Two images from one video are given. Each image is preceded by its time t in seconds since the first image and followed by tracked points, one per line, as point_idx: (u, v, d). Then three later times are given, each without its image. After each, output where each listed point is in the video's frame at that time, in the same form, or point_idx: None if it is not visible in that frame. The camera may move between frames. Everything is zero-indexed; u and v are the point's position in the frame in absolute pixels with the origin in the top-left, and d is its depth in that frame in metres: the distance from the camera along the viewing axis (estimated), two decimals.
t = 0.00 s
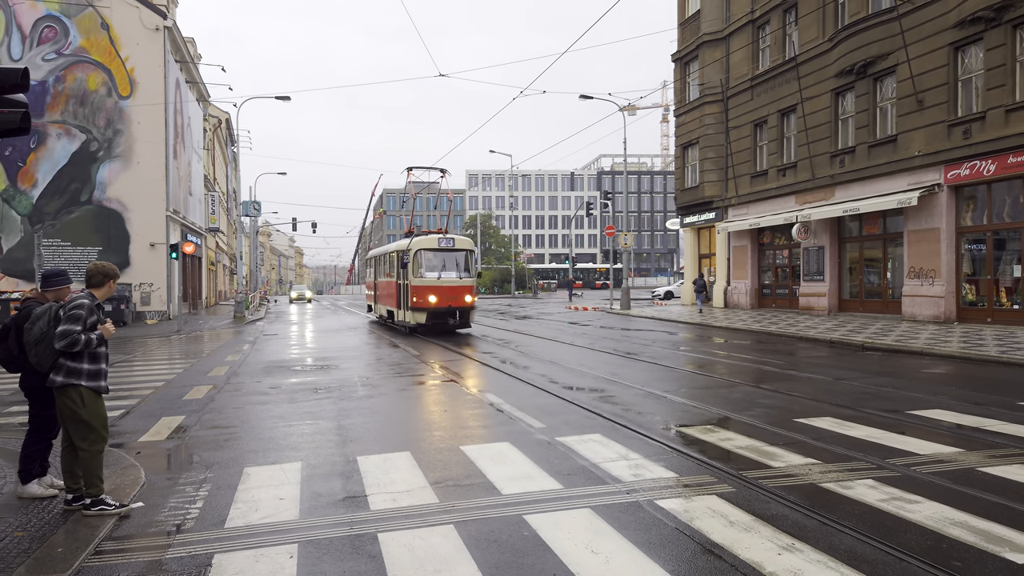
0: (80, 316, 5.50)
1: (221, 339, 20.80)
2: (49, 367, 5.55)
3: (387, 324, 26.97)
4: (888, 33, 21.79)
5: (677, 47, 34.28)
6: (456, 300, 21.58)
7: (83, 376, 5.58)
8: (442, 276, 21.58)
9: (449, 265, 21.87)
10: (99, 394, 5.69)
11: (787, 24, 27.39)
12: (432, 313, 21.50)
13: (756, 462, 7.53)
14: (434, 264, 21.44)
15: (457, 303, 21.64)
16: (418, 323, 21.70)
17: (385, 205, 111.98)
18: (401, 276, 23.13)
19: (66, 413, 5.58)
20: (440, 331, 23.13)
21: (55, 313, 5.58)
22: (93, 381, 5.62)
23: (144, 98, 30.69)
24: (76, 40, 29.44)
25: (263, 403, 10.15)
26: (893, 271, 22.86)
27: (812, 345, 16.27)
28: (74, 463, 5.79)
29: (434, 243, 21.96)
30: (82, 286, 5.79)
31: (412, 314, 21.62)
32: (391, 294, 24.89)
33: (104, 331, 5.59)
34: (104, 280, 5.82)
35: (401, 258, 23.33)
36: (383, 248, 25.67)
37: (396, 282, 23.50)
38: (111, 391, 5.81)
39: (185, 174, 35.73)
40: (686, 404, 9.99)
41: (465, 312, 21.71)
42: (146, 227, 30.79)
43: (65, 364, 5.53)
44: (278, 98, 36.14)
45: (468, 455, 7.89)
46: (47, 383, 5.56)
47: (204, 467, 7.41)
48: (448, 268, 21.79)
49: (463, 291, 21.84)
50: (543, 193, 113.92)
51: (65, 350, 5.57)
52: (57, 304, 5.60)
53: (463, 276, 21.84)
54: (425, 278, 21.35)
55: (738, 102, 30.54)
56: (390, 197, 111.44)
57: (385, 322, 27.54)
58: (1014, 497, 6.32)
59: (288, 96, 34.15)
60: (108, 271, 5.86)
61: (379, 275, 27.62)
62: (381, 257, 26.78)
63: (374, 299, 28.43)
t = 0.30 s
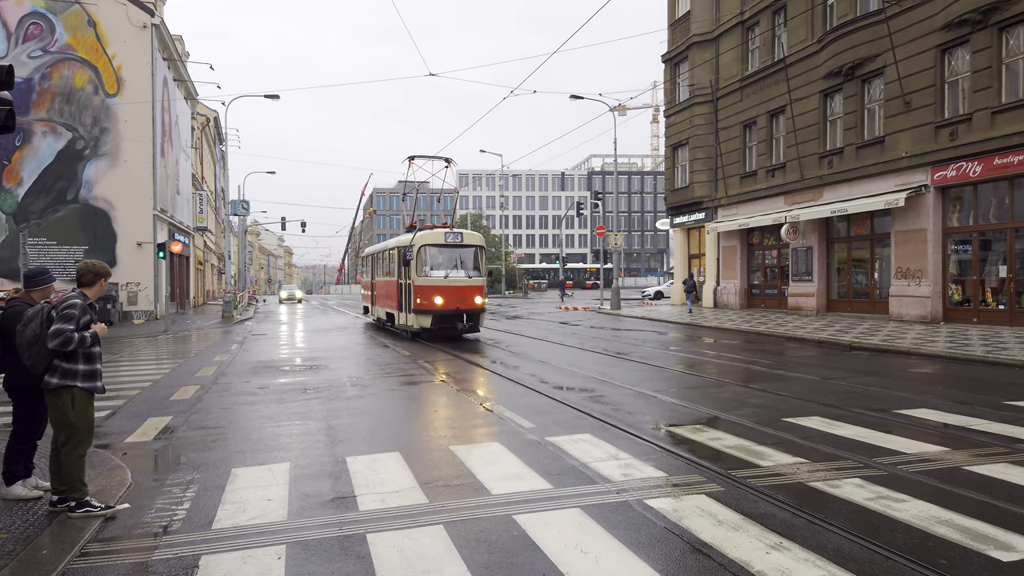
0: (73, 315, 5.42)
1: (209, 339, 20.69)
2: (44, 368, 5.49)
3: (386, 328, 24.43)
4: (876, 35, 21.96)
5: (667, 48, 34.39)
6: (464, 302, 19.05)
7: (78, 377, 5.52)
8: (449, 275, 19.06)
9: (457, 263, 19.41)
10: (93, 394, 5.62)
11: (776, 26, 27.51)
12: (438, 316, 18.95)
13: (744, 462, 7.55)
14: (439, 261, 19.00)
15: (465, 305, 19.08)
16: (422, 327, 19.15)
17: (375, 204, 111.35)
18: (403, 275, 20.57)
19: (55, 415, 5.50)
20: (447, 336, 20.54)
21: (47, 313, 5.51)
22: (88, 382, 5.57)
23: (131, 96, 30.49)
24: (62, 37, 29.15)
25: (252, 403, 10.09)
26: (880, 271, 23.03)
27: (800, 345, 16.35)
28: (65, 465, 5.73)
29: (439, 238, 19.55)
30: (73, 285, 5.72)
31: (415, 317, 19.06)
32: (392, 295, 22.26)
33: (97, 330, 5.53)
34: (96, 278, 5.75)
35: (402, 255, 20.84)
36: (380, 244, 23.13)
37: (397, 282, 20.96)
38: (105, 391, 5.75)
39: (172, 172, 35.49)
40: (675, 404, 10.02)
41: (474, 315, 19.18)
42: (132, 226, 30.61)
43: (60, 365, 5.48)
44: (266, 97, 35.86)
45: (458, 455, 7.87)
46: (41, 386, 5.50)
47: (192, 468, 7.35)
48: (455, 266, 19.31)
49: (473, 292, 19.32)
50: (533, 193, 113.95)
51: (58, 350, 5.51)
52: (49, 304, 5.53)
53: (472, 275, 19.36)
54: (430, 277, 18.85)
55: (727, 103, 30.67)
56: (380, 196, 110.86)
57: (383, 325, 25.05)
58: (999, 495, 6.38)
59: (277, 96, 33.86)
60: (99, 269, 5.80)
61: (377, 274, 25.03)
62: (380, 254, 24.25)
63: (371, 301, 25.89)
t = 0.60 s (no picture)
0: (62, 316, 5.33)
1: (195, 339, 20.55)
2: (34, 370, 5.44)
3: (384, 332, 21.93)
4: (861, 37, 22.14)
5: (655, 48, 34.48)
6: (476, 305, 16.62)
7: (69, 379, 5.50)
8: (459, 273, 16.62)
9: (467, 260, 16.97)
10: (84, 395, 5.60)
11: (763, 28, 27.65)
12: (445, 321, 16.47)
13: (731, 461, 7.59)
14: (447, 258, 16.61)
15: (476, 307, 16.64)
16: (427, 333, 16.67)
17: (361, 203, 110.23)
18: (405, 273, 18.04)
19: (44, 417, 5.46)
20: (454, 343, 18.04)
21: (35, 314, 5.41)
22: (79, 383, 5.54)
23: (116, 94, 30.24)
24: (46, 35, 28.86)
25: (238, 404, 10.03)
26: (865, 271, 23.22)
27: (786, 345, 16.45)
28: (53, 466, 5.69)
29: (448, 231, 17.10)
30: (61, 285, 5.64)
31: (419, 322, 16.57)
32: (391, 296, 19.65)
33: (87, 331, 5.46)
34: (84, 278, 5.67)
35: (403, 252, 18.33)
36: (380, 239, 20.55)
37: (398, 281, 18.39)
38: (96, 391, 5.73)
39: (157, 171, 35.19)
40: (662, 403, 10.05)
41: (486, 319, 16.78)
42: (117, 225, 30.35)
43: (50, 367, 5.45)
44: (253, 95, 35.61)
45: (445, 455, 7.85)
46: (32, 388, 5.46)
47: (177, 469, 7.29)
48: (465, 263, 16.85)
49: (485, 293, 16.90)
50: (522, 193, 113.99)
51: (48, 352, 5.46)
52: (36, 305, 5.43)
53: (484, 273, 16.92)
54: (437, 276, 16.40)
55: (715, 104, 30.79)
56: (367, 194, 109.77)
57: (378, 328, 22.59)
58: (981, 493, 6.44)
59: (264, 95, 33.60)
60: (88, 268, 5.70)
61: (373, 272, 22.40)
62: (377, 250, 21.64)
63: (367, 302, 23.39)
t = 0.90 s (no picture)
0: (45, 319, 5.23)
1: (177, 339, 20.33)
2: (17, 374, 5.34)
3: (383, 339, 19.98)
4: (843, 40, 22.39)
5: (640, 49, 34.62)
6: (492, 308, 14.75)
7: (54, 382, 5.41)
8: (472, 272, 14.73)
9: (480, 257, 15.06)
10: (69, 399, 5.52)
11: (747, 29, 27.85)
12: (457, 326, 14.58)
13: (716, 460, 7.62)
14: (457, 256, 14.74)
15: (491, 311, 14.76)
16: (435, 340, 14.76)
17: (347, 203, 109.76)
18: (409, 273, 16.03)
19: (26, 421, 5.35)
20: (464, 352, 16.10)
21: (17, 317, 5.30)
22: (64, 386, 5.46)
23: (97, 92, 29.87)
24: (24, 31, 28.45)
25: (221, 405, 9.93)
26: (848, 271, 23.47)
27: (771, 344, 16.57)
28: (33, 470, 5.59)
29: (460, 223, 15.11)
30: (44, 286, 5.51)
31: (427, 328, 14.64)
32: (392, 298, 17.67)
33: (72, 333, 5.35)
34: (69, 278, 5.55)
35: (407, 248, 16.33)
36: (380, 234, 18.44)
37: (401, 282, 16.42)
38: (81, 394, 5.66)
39: (138, 170, 34.76)
40: (648, 403, 10.08)
41: (502, 324, 14.89)
42: (97, 224, 29.98)
43: (35, 370, 5.36)
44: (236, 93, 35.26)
45: (431, 456, 7.82)
46: (15, 392, 5.36)
47: (158, 471, 7.20)
48: (479, 260, 14.95)
49: (502, 296, 15.00)
50: (508, 193, 114.03)
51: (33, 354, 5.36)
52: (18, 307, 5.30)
53: (499, 272, 15.05)
54: (448, 275, 14.50)
55: (700, 105, 30.98)
56: (352, 194, 109.29)
57: (376, 333, 20.66)
58: (960, 490, 6.52)
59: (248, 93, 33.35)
60: (72, 268, 5.58)
61: (371, 272, 20.36)
62: (376, 247, 19.60)
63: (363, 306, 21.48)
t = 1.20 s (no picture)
0: (19, 320, 5.14)
1: (153, 340, 20.03)
2: None
3: (379, 348, 17.68)
4: (822, 43, 22.66)
5: (621, 50, 34.76)
6: (514, 314, 12.51)
7: (29, 384, 5.30)
8: (491, 271, 12.44)
9: (499, 254, 12.79)
10: (44, 402, 5.41)
11: (727, 31, 28.06)
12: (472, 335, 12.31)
13: (695, 459, 7.67)
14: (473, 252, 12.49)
15: (513, 317, 12.51)
16: (446, 351, 12.48)
17: (328, 203, 108.99)
18: (415, 272, 13.65)
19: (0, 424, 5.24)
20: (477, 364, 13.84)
21: None
22: (40, 389, 5.35)
23: (71, 89, 29.41)
24: None
25: (198, 406, 9.81)
26: (826, 272, 23.75)
27: (750, 344, 16.71)
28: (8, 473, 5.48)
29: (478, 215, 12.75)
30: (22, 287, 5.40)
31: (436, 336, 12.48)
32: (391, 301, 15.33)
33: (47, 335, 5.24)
34: (47, 279, 5.43)
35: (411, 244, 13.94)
36: (377, 227, 16.16)
37: (404, 282, 14.06)
38: (59, 397, 5.55)
39: (113, 168, 34.25)
40: (629, 403, 10.12)
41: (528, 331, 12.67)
42: (71, 223, 29.55)
43: (9, 372, 5.23)
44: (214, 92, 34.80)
45: (410, 457, 7.79)
46: None
47: (134, 474, 7.10)
48: (497, 257, 12.68)
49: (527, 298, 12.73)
50: (491, 194, 113.98)
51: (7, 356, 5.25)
52: None
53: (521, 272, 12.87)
54: (463, 275, 12.21)
55: (680, 106, 31.20)
56: (334, 193, 108.52)
57: (372, 340, 18.31)
58: (934, 487, 6.62)
59: (227, 91, 33.04)
60: (50, 269, 5.47)
61: (365, 271, 17.92)
62: (372, 242, 17.17)
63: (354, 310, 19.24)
